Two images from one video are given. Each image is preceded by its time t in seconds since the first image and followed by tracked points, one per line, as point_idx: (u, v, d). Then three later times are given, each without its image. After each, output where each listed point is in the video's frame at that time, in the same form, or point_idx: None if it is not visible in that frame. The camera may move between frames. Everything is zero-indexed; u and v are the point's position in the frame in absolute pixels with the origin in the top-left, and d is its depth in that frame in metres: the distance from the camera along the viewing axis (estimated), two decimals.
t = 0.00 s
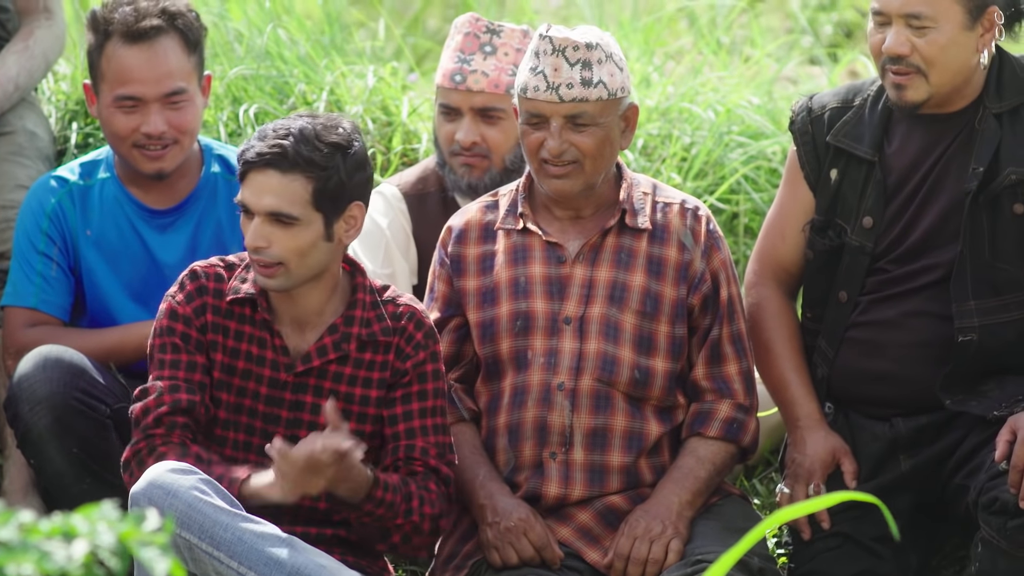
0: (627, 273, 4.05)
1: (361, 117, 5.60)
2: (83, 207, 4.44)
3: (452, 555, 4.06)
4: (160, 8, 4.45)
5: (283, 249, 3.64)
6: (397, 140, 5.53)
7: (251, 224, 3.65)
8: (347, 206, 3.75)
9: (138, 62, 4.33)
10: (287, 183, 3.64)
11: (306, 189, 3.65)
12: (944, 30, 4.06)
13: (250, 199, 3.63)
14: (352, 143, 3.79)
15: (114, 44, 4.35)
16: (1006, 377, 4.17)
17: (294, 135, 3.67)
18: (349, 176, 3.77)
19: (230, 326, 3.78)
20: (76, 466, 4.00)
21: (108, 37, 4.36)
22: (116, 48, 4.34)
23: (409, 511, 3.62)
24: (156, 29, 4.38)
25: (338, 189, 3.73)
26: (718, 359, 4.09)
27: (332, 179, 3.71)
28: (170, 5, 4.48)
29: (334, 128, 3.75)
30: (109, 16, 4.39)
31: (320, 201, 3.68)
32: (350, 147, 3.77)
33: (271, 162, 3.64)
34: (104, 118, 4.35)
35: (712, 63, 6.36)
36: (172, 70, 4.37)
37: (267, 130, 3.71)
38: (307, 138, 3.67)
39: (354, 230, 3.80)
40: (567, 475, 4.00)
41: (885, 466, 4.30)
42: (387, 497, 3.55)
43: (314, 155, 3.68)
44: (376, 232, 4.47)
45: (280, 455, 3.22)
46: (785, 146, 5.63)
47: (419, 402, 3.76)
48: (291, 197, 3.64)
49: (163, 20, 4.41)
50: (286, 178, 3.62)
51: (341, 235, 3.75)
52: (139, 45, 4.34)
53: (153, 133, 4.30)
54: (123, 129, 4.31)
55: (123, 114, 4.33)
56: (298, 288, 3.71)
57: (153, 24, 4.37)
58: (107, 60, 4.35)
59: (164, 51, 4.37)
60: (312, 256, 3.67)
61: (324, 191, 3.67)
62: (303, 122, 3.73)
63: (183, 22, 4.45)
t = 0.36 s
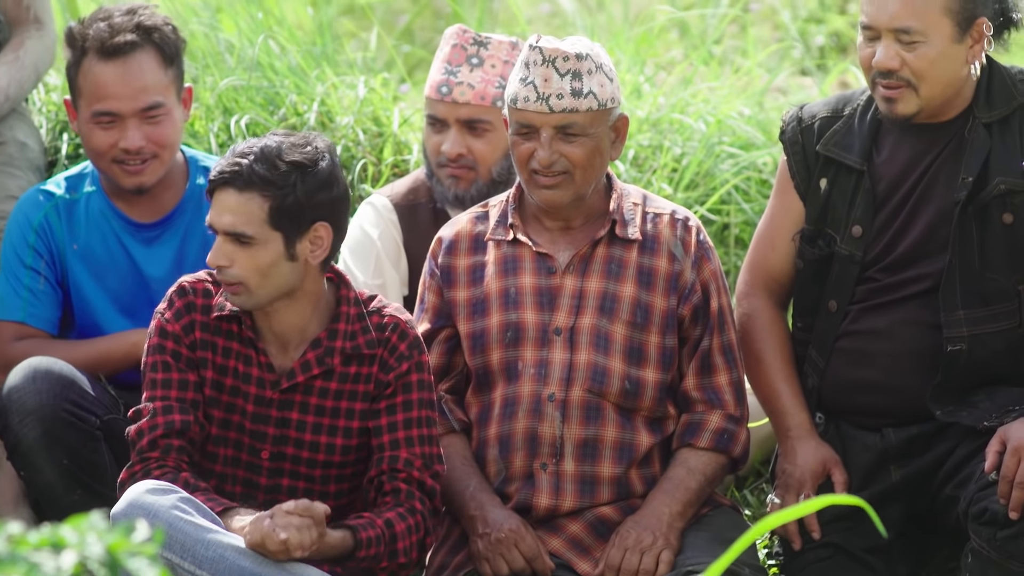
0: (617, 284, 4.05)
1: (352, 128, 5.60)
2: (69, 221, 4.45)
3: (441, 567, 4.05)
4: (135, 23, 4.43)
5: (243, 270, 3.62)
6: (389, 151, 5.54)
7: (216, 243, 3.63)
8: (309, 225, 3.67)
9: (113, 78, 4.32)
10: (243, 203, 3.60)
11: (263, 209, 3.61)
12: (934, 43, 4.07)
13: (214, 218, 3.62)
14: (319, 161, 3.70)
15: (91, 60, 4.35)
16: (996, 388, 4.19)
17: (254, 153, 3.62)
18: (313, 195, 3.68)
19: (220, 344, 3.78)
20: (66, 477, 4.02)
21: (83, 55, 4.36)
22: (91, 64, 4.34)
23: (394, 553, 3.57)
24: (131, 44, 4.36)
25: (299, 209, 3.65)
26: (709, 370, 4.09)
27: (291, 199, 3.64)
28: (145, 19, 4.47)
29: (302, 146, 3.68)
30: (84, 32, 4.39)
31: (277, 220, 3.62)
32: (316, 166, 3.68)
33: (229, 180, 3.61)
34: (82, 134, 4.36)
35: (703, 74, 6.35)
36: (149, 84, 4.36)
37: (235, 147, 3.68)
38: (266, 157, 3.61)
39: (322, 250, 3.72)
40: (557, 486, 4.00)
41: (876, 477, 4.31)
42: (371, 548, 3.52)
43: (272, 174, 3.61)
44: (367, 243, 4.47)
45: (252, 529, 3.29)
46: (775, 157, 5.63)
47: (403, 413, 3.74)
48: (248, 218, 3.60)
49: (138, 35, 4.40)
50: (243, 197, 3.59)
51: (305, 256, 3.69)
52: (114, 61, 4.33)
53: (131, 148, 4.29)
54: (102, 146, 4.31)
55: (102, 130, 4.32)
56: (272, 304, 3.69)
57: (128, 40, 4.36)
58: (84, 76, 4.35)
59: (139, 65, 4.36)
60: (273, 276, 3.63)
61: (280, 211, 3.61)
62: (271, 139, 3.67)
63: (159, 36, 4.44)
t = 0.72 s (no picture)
0: (608, 298, 4.05)
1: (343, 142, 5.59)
2: (54, 239, 4.50)
3: None
4: (108, 40, 4.49)
5: (209, 271, 3.62)
6: (380, 164, 5.55)
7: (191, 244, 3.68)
8: (271, 229, 3.64)
9: (88, 95, 4.37)
10: (208, 203, 3.63)
11: (225, 210, 3.62)
12: (925, 65, 4.08)
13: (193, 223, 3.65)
14: (290, 167, 3.69)
15: (66, 78, 4.39)
16: (986, 401, 4.20)
17: (226, 155, 3.66)
18: (278, 199, 3.66)
19: (215, 350, 3.79)
20: (57, 490, 4.03)
21: (58, 73, 4.41)
22: (67, 82, 4.39)
23: (383, 565, 3.57)
24: (104, 61, 4.41)
25: (261, 212, 3.63)
26: (700, 384, 4.10)
27: (252, 201, 3.63)
28: (119, 36, 4.52)
29: (275, 152, 3.68)
30: (59, 50, 4.45)
31: (238, 222, 3.62)
32: (284, 171, 3.66)
33: (200, 181, 3.66)
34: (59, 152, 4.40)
35: (695, 87, 6.35)
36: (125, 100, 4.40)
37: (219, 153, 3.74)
38: (233, 158, 3.64)
39: (288, 256, 3.68)
40: (549, 500, 3.99)
41: (867, 489, 4.32)
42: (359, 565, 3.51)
43: (236, 174, 3.63)
44: (359, 256, 4.48)
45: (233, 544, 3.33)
46: (766, 170, 5.64)
47: (395, 421, 3.72)
48: (213, 217, 3.62)
49: (111, 52, 4.45)
50: (209, 196, 3.62)
51: (270, 262, 3.66)
52: (89, 78, 4.38)
53: (109, 165, 4.33)
54: (80, 163, 4.35)
55: (79, 148, 4.37)
56: (248, 310, 3.69)
57: (101, 57, 4.41)
58: (60, 94, 4.40)
59: (114, 81, 4.41)
60: (240, 275, 3.63)
61: (242, 211, 3.61)
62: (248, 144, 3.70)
63: (133, 52, 4.49)
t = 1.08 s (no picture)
0: (601, 309, 4.05)
1: (336, 151, 5.59)
2: (39, 252, 4.51)
3: None
4: (90, 52, 4.52)
5: (219, 262, 3.65)
6: (373, 174, 5.54)
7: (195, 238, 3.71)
8: (281, 215, 3.71)
9: (71, 108, 4.40)
10: (216, 195, 3.68)
11: (235, 200, 3.68)
12: (909, 64, 4.13)
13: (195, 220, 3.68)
14: (291, 156, 3.78)
15: (48, 91, 4.42)
16: (977, 411, 4.21)
17: (228, 149, 3.73)
18: (285, 187, 3.74)
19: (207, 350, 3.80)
20: (49, 502, 4.02)
21: (41, 86, 4.44)
22: (49, 95, 4.42)
23: (398, 544, 3.56)
24: (86, 74, 4.44)
25: (271, 200, 3.71)
26: (693, 395, 4.10)
27: (262, 190, 3.70)
28: (101, 48, 4.56)
29: (274, 143, 3.77)
30: (40, 63, 4.49)
31: (249, 211, 3.68)
32: (287, 160, 3.76)
33: (203, 175, 3.71)
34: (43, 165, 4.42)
35: (687, 97, 6.35)
36: (109, 112, 4.43)
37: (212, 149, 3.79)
38: (237, 149, 3.71)
39: (297, 243, 3.75)
40: (542, 510, 3.99)
41: (858, 498, 4.33)
42: (381, 539, 3.49)
43: (243, 165, 3.70)
44: (351, 266, 4.47)
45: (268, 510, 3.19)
46: (759, 180, 5.65)
47: (398, 416, 3.73)
48: (221, 208, 3.67)
49: (93, 64, 4.48)
50: (216, 187, 3.67)
51: (280, 248, 3.72)
52: (71, 91, 4.41)
53: (93, 178, 4.36)
54: (64, 177, 4.37)
55: (62, 161, 4.39)
56: (250, 299, 3.72)
57: (83, 69, 4.45)
58: (43, 108, 4.43)
59: (96, 94, 4.44)
60: (247, 266, 3.67)
61: (251, 199, 3.67)
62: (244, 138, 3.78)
63: (115, 64, 4.53)
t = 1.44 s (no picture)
0: (601, 318, 4.05)
1: (337, 161, 5.59)
2: (41, 259, 4.52)
3: None
4: (90, 61, 4.53)
5: (217, 265, 3.66)
6: (373, 184, 5.55)
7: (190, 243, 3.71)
8: (279, 219, 3.74)
9: (70, 117, 4.41)
10: (214, 197, 3.69)
11: (233, 202, 3.70)
12: (905, 60, 4.15)
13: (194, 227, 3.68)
14: (287, 160, 3.81)
15: (47, 99, 4.43)
16: (979, 419, 4.22)
17: (224, 152, 3.75)
18: (282, 190, 3.77)
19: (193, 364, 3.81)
20: (50, 511, 4.03)
21: (41, 96, 4.45)
22: (49, 104, 4.43)
23: (347, 536, 3.62)
24: (86, 83, 4.46)
25: (269, 203, 3.73)
26: (693, 404, 4.10)
27: (260, 192, 3.72)
28: (100, 58, 4.57)
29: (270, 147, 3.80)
30: (40, 72, 4.50)
31: (248, 213, 3.70)
32: (284, 163, 3.79)
33: (200, 178, 3.72)
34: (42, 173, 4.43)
35: (687, 106, 6.35)
36: (108, 122, 4.44)
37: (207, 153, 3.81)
38: (234, 153, 3.73)
39: (293, 246, 3.78)
40: (542, 519, 3.98)
41: (860, 507, 4.31)
42: (319, 523, 3.58)
43: (241, 168, 3.72)
44: (352, 276, 4.47)
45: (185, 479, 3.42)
46: (760, 190, 5.66)
47: (379, 423, 3.75)
48: (219, 211, 3.68)
49: (93, 73, 4.49)
50: (214, 191, 3.68)
51: (277, 251, 3.75)
52: (70, 101, 4.42)
53: (91, 187, 4.36)
54: (63, 185, 4.38)
55: (61, 170, 4.40)
56: (244, 306, 3.74)
57: (83, 78, 4.46)
58: (43, 117, 4.44)
59: (95, 104, 4.45)
60: (244, 269, 3.69)
61: (250, 201, 3.69)
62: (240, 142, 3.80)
63: (115, 73, 4.54)
